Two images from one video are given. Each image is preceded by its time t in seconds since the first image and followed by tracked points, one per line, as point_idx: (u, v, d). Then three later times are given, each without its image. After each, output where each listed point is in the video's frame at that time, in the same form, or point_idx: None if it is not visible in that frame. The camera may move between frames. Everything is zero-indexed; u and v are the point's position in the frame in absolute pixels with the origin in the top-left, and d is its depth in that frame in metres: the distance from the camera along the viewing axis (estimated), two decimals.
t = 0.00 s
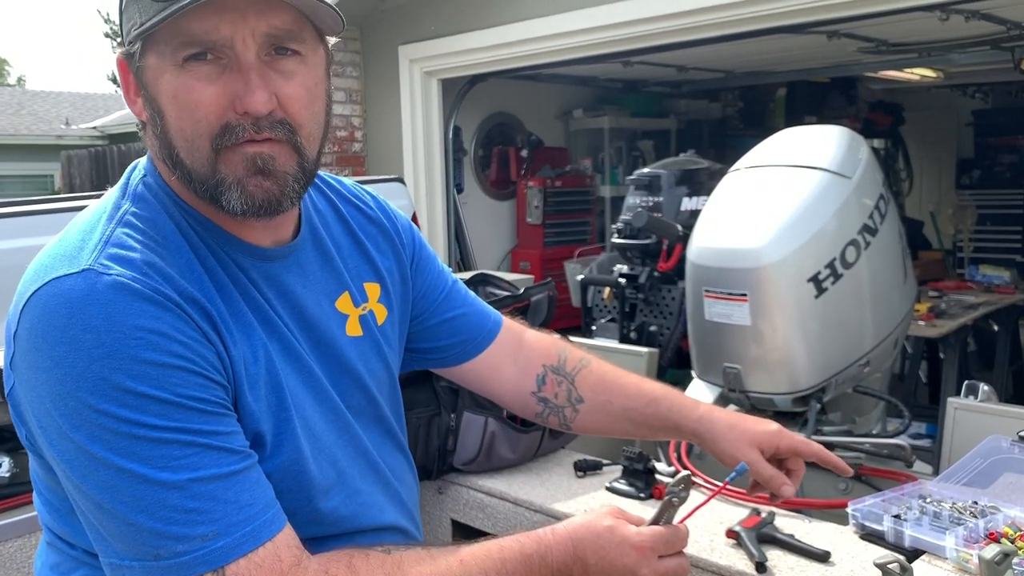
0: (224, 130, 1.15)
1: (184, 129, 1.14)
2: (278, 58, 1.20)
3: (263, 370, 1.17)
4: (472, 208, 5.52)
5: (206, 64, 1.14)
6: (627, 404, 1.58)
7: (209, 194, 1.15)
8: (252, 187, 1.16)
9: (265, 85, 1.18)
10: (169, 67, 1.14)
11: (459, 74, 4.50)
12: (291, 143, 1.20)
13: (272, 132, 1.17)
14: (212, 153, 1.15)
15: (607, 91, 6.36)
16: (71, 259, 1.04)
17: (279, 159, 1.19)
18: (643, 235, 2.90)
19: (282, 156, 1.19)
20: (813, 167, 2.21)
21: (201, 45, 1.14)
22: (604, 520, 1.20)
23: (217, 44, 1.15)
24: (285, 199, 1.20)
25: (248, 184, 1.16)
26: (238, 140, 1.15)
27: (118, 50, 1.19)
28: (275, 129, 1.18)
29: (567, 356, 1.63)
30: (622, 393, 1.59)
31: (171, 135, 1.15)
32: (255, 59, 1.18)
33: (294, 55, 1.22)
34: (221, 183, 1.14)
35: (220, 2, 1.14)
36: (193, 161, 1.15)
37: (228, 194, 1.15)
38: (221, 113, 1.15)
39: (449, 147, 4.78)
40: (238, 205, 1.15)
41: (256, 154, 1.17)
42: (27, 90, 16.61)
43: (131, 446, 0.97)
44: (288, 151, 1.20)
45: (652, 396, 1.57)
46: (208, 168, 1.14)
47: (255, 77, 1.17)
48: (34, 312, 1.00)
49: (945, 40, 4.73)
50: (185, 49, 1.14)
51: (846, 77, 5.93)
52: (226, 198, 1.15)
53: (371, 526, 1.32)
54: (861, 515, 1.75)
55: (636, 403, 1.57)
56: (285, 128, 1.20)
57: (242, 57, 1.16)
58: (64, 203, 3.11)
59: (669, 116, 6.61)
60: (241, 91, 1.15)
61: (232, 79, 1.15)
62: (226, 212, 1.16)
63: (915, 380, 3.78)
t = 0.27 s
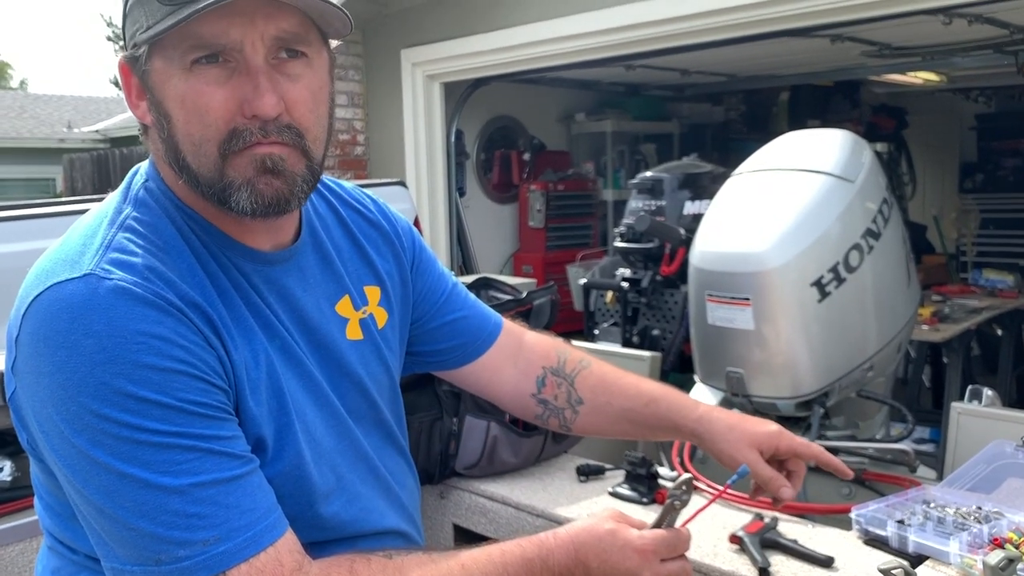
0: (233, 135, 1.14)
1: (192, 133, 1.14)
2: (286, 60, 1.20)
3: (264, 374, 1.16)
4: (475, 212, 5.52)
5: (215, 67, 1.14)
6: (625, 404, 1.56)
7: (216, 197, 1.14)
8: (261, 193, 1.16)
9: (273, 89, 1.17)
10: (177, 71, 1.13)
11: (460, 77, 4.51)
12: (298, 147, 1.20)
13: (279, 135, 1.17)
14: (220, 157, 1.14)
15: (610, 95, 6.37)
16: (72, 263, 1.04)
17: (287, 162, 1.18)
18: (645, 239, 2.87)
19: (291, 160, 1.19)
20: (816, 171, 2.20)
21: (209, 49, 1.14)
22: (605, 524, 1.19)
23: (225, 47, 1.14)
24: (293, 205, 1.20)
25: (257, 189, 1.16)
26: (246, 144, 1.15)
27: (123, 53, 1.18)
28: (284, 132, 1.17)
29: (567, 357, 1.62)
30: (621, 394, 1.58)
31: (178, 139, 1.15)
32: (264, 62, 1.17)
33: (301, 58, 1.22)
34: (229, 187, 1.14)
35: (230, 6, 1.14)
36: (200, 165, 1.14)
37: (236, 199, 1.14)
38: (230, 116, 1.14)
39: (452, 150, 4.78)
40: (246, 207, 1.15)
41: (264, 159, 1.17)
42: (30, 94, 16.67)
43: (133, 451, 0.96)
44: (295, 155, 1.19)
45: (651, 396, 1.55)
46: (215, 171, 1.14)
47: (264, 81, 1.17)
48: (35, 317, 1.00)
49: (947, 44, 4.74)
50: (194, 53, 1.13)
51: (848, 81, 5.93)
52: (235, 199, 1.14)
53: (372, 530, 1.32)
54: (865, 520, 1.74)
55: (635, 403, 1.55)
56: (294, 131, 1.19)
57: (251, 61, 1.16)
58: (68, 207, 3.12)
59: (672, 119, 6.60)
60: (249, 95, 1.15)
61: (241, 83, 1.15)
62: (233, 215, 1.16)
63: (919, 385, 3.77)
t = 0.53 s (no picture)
0: (257, 141, 1.15)
1: (214, 139, 1.14)
2: (305, 66, 1.20)
3: (267, 377, 1.16)
4: (476, 215, 5.52)
5: (239, 74, 1.14)
6: (611, 401, 1.58)
7: (237, 203, 1.14)
8: (283, 198, 1.17)
9: (297, 95, 1.18)
10: (199, 77, 1.13)
11: (462, 80, 4.51)
12: (318, 153, 1.20)
13: (302, 141, 1.18)
14: (242, 163, 1.14)
15: (612, 98, 6.37)
16: (77, 265, 1.04)
17: (310, 170, 1.19)
18: (647, 242, 2.89)
19: (312, 166, 1.19)
20: (820, 175, 2.20)
21: (235, 57, 1.13)
22: (607, 528, 1.19)
23: (251, 54, 1.14)
24: (313, 211, 1.21)
25: (279, 195, 1.16)
26: (268, 150, 1.16)
27: (135, 57, 1.16)
28: (305, 138, 1.18)
29: (553, 357, 1.62)
30: (607, 390, 1.59)
31: (197, 144, 1.14)
32: (288, 68, 1.18)
33: (320, 64, 1.23)
34: (250, 193, 1.14)
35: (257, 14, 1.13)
36: (220, 171, 1.14)
37: (258, 203, 1.15)
38: (253, 122, 1.14)
39: (454, 153, 4.78)
40: (268, 216, 1.16)
41: (288, 166, 1.17)
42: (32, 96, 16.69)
43: (137, 452, 0.96)
44: (315, 160, 1.20)
45: (634, 391, 1.57)
46: (235, 177, 1.14)
47: (289, 87, 1.17)
48: (40, 318, 1.00)
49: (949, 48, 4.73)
50: (219, 60, 1.13)
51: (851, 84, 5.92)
52: (257, 209, 1.15)
53: (374, 532, 1.32)
54: (867, 524, 1.74)
55: (621, 399, 1.58)
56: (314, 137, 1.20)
57: (275, 67, 1.16)
58: (70, 209, 3.12)
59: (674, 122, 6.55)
60: (274, 102, 1.15)
61: (265, 89, 1.15)
62: (252, 219, 1.16)
63: (920, 389, 3.76)
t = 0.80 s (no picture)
0: (252, 140, 1.15)
1: (211, 139, 1.14)
2: (299, 65, 1.20)
3: (269, 378, 1.16)
4: (477, 218, 5.52)
5: (234, 74, 1.14)
6: (611, 402, 1.58)
7: (236, 202, 1.15)
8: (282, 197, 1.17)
9: (292, 93, 1.18)
10: (195, 79, 1.13)
11: (461, 83, 4.52)
12: (316, 149, 1.20)
13: (298, 138, 1.17)
14: (240, 162, 1.14)
15: (613, 101, 6.37)
16: (80, 266, 1.04)
17: (308, 167, 1.19)
18: (648, 245, 2.90)
19: (310, 162, 1.19)
20: (820, 178, 2.20)
21: (229, 57, 1.13)
22: (608, 532, 1.19)
23: (245, 54, 1.14)
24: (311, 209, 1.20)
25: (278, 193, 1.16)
26: (266, 149, 1.16)
27: (132, 62, 1.16)
28: (303, 135, 1.18)
29: (555, 358, 1.63)
30: (607, 392, 1.59)
31: (196, 145, 1.14)
32: (282, 67, 1.18)
33: (314, 62, 1.23)
34: (249, 191, 1.14)
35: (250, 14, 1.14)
36: (218, 171, 1.14)
37: (257, 202, 1.15)
38: (249, 122, 1.14)
39: (455, 155, 4.78)
40: (267, 208, 1.15)
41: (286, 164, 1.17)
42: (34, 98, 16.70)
43: (140, 452, 0.96)
44: (313, 157, 1.20)
45: (634, 393, 1.56)
46: (234, 176, 1.14)
47: (283, 86, 1.17)
48: (43, 319, 1.00)
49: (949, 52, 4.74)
50: (212, 61, 1.13)
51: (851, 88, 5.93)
52: (256, 204, 1.15)
53: (374, 533, 1.32)
54: (868, 528, 1.73)
55: (620, 401, 1.57)
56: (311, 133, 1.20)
57: (268, 66, 1.16)
58: (71, 211, 3.12)
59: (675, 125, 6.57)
60: (270, 101, 1.16)
61: (259, 89, 1.15)
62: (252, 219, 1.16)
63: (921, 393, 3.76)
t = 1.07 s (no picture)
0: (257, 141, 1.15)
1: (215, 139, 1.14)
2: (303, 65, 1.21)
3: (268, 379, 1.16)
4: (477, 220, 5.52)
5: (239, 74, 1.14)
6: (608, 405, 1.58)
7: (238, 203, 1.15)
8: (282, 198, 1.17)
9: (296, 93, 1.18)
10: (199, 78, 1.13)
11: (463, 85, 4.52)
12: (317, 151, 1.21)
13: (302, 139, 1.18)
14: (243, 163, 1.15)
15: (613, 103, 6.38)
16: (80, 266, 1.04)
17: (309, 169, 1.20)
18: (648, 247, 2.90)
19: (311, 165, 1.20)
20: (820, 182, 2.20)
21: (235, 56, 1.14)
22: (606, 533, 1.19)
23: (249, 54, 1.14)
24: (311, 210, 1.21)
25: (278, 195, 1.17)
26: (268, 150, 1.16)
27: (136, 61, 1.16)
28: (305, 136, 1.18)
29: (554, 360, 1.63)
30: (605, 395, 1.59)
31: (199, 145, 1.15)
32: (286, 67, 1.18)
33: (317, 61, 1.23)
34: (251, 192, 1.15)
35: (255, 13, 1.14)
36: (221, 171, 1.14)
37: (259, 203, 1.15)
38: (253, 122, 1.15)
39: (456, 157, 4.79)
40: (268, 215, 1.16)
41: (287, 166, 1.18)
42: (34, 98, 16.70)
43: (139, 452, 0.96)
44: (314, 158, 1.20)
45: (632, 396, 1.56)
46: (236, 177, 1.14)
47: (288, 85, 1.17)
48: (43, 319, 1.00)
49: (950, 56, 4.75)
50: (218, 61, 1.13)
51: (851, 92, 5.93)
52: (257, 209, 1.15)
53: (373, 534, 1.32)
54: (867, 531, 1.73)
55: (619, 404, 1.57)
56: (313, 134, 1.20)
57: (273, 65, 1.17)
58: (71, 211, 3.12)
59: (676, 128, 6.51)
60: (274, 101, 1.16)
61: (264, 89, 1.16)
62: (253, 220, 1.16)
63: (921, 396, 3.76)
